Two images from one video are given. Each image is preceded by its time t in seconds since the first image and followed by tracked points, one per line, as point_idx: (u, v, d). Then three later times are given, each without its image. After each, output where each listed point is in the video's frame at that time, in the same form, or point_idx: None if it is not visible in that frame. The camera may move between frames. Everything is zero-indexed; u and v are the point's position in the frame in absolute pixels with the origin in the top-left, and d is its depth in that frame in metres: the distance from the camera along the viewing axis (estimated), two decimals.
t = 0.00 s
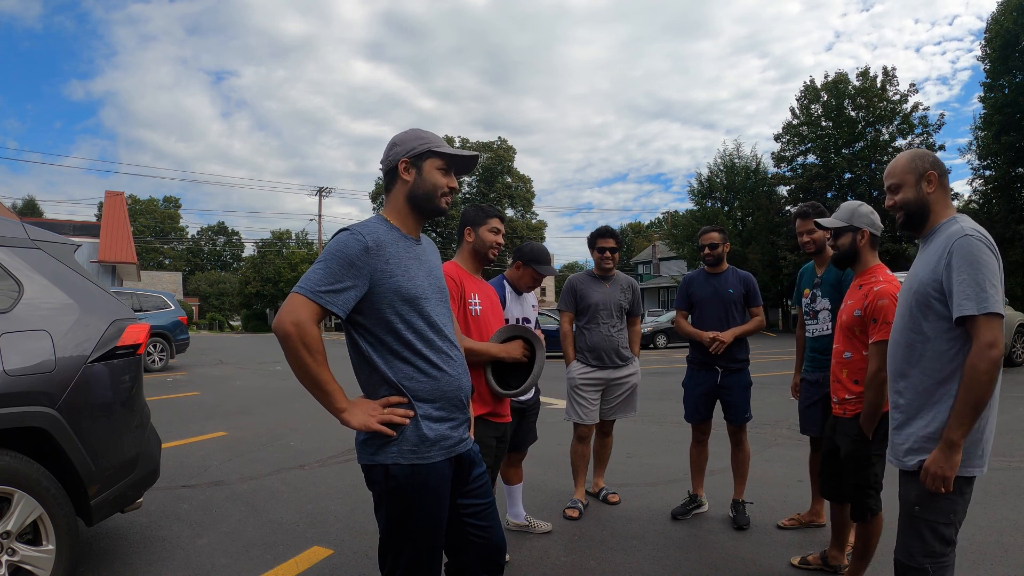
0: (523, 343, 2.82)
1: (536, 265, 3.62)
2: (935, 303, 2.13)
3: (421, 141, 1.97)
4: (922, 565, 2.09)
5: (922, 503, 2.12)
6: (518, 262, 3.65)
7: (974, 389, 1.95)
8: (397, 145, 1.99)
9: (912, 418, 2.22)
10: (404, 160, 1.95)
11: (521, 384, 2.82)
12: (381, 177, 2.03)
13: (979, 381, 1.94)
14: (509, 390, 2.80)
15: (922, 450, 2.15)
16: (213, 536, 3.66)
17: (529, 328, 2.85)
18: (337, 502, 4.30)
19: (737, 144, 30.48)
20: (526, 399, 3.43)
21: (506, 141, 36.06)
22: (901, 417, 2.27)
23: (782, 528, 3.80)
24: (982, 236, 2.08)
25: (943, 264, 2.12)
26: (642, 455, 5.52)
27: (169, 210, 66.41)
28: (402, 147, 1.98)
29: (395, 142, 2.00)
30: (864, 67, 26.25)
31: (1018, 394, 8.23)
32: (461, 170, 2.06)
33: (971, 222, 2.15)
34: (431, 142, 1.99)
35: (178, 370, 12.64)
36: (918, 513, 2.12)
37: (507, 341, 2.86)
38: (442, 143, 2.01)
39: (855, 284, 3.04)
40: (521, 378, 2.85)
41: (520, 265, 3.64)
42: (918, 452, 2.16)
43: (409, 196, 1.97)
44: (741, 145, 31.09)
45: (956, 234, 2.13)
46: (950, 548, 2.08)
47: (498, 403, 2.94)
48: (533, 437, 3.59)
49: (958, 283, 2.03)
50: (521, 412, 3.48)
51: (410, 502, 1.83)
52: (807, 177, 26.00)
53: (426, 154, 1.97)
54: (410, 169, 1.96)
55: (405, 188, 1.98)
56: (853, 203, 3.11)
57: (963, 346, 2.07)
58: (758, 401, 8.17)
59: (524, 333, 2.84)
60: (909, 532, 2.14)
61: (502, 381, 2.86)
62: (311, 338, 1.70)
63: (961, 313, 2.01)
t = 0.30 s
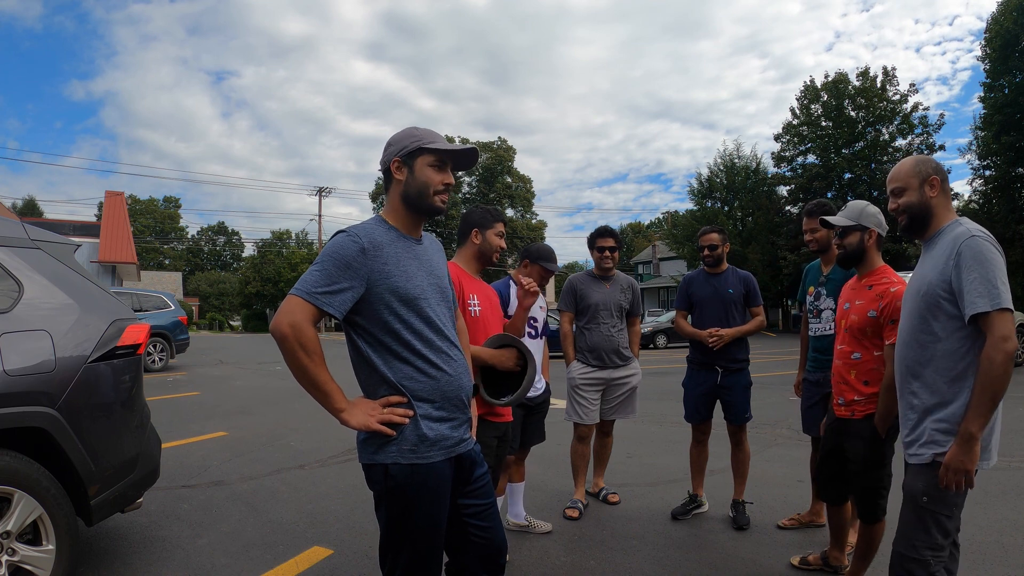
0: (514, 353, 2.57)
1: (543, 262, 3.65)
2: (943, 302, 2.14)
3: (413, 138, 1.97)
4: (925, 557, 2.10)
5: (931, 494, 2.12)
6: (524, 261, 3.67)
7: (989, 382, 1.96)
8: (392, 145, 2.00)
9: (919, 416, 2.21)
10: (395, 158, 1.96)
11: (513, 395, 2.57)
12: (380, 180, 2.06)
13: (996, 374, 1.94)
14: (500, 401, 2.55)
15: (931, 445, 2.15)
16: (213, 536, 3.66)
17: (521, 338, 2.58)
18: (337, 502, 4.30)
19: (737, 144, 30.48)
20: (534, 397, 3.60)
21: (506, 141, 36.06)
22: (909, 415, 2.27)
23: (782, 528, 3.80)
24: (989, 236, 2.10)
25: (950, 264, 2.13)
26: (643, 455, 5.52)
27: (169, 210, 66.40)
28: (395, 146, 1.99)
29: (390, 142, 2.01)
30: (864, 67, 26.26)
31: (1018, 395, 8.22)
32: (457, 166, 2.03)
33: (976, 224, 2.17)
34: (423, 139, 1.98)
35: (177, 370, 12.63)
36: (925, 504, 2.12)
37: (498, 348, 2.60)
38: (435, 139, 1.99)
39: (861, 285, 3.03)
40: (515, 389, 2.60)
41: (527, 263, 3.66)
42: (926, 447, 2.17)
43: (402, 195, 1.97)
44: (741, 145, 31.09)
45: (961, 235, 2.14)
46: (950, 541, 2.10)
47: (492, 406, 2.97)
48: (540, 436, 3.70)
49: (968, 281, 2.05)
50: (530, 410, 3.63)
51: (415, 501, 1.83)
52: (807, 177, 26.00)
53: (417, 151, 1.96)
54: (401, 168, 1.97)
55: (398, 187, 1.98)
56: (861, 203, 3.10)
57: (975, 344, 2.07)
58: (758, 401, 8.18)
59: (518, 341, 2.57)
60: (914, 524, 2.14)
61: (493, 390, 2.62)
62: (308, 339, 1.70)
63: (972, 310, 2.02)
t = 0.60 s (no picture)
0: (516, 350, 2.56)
1: (543, 261, 3.66)
2: (944, 301, 2.14)
3: (395, 143, 1.94)
4: (945, 562, 2.09)
5: (944, 501, 2.12)
6: (524, 260, 3.69)
7: (991, 376, 1.95)
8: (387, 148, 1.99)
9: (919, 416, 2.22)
10: (385, 163, 1.96)
11: (514, 393, 2.56)
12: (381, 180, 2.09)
13: (995, 370, 1.94)
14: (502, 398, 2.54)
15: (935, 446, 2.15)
16: (213, 537, 3.65)
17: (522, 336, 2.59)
18: (337, 502, 4.30)
19: (737, 144, 30.48)
20: (535, 396, 3.60)
21: (506, 141, 36.06)
22: (910, 414, 2.27)
23: (782, 528, 3.80)
24: (988, 235, 2.10)
25: (949, 264, 2.14)
26: (643, 455, 5.52)
27: (169, 210, 66.38)
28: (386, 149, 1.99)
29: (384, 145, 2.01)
30: (864, 67, 26.26)
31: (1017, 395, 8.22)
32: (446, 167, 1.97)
33: (975, 224, 2.17)
34: (406, 142, 1.94)
35: (177, 370, 12.62)
36: (939, 511, 2.12)
37: (498, 348, 2.59)
38: (417, 142, 1.94)
39: (864, 284, 3.03)
40: (516, 387, 2.59)
41: (527, 261, 3.69)
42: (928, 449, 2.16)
43: (393, 199, 1.99)
44: (742, 145, 31.10)
45: (960, 235, 2.15)
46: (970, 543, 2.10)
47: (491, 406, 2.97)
48: (541, 436, 3.70)
49: (967, 279, 2.05)
50: (530, 409, 3.63)
51: (420, 499, 1.83)
52: (807, 177, 26.00)
53: (398, 155, 1.94)
54: (390, 172, 1.97)
55: (390, 191, 1.99)
56: (861, 203, 3.11)
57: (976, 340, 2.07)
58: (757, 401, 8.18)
59: (519, 340, 2.57)
60: (927, 529, 2.14)
61: (494, 388, 2.60)
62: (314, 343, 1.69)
63: (972, 307, 2.02)
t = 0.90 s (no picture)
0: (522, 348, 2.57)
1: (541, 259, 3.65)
2: (945, 302, 2.15)
3: (420, 144, 1.93)
4: (942, 561, 2.09)
5: (945, 500, 2.12)
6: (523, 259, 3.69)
7: (986, 369, 1.97)
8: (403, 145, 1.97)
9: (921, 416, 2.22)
10: (404, 162, 1.93)
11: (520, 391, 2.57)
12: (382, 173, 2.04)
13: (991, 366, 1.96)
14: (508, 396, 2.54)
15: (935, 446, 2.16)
16: (213, 537, 3.65)
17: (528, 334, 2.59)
18: (337, 502, 4.30)
19: (737, 144, 30.47)
20: (538, 395, 3.60)
21: (506, 141, 36.05)
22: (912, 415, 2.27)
23: (782, 528, 3.80)
24: (987, 234, 2.11)
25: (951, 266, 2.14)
26: (643, 455, 5.52)
27: (169, 210, 66.38)
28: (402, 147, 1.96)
29: (396, 141, 1.97)
30: (864, 67, 26.26)
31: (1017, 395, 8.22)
32: (463, 175, 2.02)
33: (973, 224, 2.18)
34: (432, 146, 1.95)
35: (177, 370, 12.62)
36: (941, 510, 2.12)
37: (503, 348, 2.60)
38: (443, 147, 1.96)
39: (860, 284, 3.01)
40: (521, 384, 2.60)
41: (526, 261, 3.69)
42: (927, 446, 2.18)
43: (403, 199, 1.98)
44: (742, 145, 31.10)
45: (961, 236, 2.15)
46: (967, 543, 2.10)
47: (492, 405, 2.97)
48: (545, 435, 3.70)
49: (967, 278, 2.05)
50: (533, 408, 3.63)
51: (421, 497, 1.83)
52: (807, 177, 26.01)
53: (424, 158, 1.93)
54: (408, 172, 1.95)
55: (402, 191, 1.97)
56: (859, 203, 3.11)
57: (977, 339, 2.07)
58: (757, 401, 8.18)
59: (523, 339, 2.58)
60: (928, 529, 2.14)
61: (502, 387, 2.61)
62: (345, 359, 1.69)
63: (972, 305, 2.02)
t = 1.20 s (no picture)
0: (522, 346, 2.57)
1: (538, 257, 3.64)
2: (947, 304, 2.14)
3: (430, 146, 1.95)
4: (946, 562, 2.09)
5: (947, 501, 2.11)
6: (521, 257, 3.70)
7: (996, 376, 1.96)
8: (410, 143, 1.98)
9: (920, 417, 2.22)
10: (413, 162, 1.93)
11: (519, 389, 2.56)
12: (379, 171, 2.00)
13: (1000, 373, 1.95)
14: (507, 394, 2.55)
15: (934, 448, 2.16)
16: (213, 537, 3.65)
17: (527, 329, 2.60)
18: (337, 502, 4.30)
19: (737, 144, 30.47)
20: (540, 395, 3.61)
21: (506, 141, 36.04)
22: (911, 415, 2.26)
23: (782, 528, 3.80)
24: (989, 238, 2.10)
25: (953, 268, 2.14)
26: (643, 455, 5.52)
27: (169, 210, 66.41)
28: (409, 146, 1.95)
29: (401, 142, 1.95)
30: (864, 67, 26.27)
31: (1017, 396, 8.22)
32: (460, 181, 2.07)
33: (973, 227, 2.17)
34: (439, 151, 1.97)
35: (177, 370, 12.61)
36: (943, 511, 2.11)
37: (504, 344, 2.61)
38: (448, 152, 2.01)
39: (855, 284, 3.02)
40: (522, 382, 2.59)
41: (524, 259, 3.69)
42: (928, 447, 2.18)
43: (407, 200, 1.97)
44: (742, 145, 31.10)
45: (964, 238, 2.15)
46: (970, 544, 2.09)
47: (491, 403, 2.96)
48: (546, 435, 3.69)
49: (972, 281, 2.05)
50: (534, 408, 3.63)
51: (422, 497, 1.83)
52: (807, 177, 26.01)
53: (434, 159, 1.96)
54: (415, 172, 1.94)
55: (406, 190, 1.96)
56: (855, 203, 3.11)
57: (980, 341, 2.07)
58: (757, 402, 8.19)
59: (525, 337, 2.58)
60: (930, 530, 2.13)
61: (502, 385, 2.61)
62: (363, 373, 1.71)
63: (977, 309, 2.02)
